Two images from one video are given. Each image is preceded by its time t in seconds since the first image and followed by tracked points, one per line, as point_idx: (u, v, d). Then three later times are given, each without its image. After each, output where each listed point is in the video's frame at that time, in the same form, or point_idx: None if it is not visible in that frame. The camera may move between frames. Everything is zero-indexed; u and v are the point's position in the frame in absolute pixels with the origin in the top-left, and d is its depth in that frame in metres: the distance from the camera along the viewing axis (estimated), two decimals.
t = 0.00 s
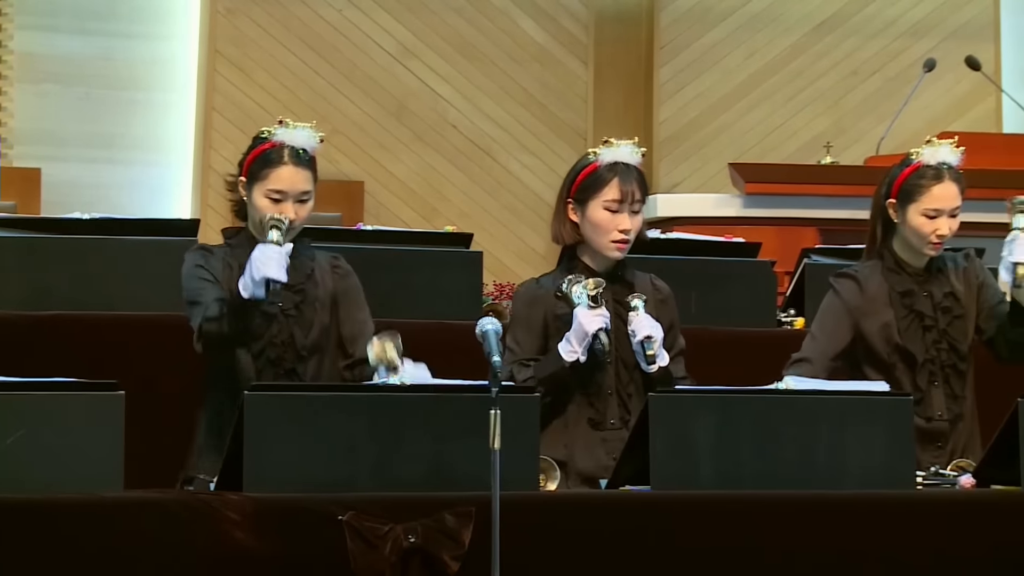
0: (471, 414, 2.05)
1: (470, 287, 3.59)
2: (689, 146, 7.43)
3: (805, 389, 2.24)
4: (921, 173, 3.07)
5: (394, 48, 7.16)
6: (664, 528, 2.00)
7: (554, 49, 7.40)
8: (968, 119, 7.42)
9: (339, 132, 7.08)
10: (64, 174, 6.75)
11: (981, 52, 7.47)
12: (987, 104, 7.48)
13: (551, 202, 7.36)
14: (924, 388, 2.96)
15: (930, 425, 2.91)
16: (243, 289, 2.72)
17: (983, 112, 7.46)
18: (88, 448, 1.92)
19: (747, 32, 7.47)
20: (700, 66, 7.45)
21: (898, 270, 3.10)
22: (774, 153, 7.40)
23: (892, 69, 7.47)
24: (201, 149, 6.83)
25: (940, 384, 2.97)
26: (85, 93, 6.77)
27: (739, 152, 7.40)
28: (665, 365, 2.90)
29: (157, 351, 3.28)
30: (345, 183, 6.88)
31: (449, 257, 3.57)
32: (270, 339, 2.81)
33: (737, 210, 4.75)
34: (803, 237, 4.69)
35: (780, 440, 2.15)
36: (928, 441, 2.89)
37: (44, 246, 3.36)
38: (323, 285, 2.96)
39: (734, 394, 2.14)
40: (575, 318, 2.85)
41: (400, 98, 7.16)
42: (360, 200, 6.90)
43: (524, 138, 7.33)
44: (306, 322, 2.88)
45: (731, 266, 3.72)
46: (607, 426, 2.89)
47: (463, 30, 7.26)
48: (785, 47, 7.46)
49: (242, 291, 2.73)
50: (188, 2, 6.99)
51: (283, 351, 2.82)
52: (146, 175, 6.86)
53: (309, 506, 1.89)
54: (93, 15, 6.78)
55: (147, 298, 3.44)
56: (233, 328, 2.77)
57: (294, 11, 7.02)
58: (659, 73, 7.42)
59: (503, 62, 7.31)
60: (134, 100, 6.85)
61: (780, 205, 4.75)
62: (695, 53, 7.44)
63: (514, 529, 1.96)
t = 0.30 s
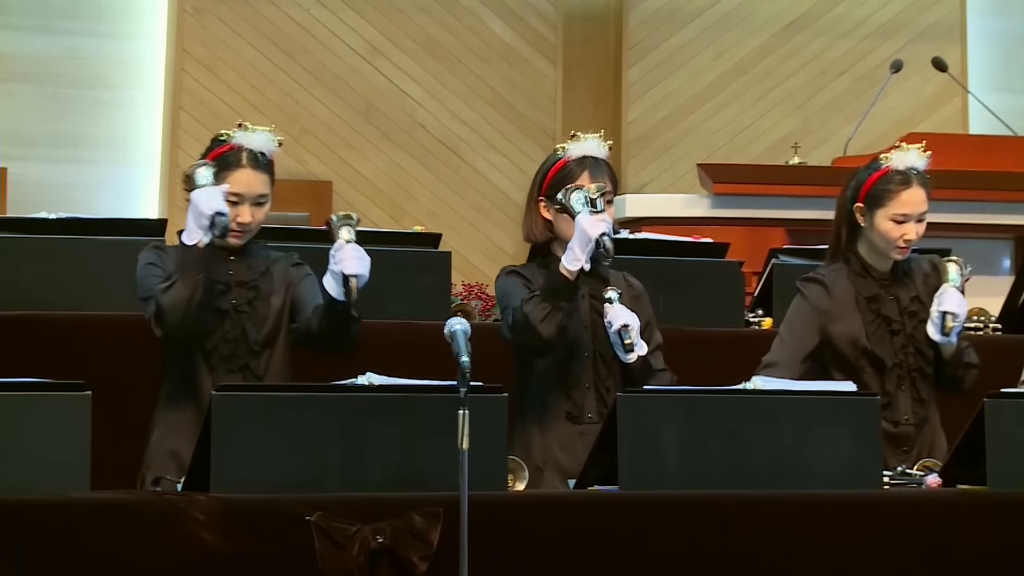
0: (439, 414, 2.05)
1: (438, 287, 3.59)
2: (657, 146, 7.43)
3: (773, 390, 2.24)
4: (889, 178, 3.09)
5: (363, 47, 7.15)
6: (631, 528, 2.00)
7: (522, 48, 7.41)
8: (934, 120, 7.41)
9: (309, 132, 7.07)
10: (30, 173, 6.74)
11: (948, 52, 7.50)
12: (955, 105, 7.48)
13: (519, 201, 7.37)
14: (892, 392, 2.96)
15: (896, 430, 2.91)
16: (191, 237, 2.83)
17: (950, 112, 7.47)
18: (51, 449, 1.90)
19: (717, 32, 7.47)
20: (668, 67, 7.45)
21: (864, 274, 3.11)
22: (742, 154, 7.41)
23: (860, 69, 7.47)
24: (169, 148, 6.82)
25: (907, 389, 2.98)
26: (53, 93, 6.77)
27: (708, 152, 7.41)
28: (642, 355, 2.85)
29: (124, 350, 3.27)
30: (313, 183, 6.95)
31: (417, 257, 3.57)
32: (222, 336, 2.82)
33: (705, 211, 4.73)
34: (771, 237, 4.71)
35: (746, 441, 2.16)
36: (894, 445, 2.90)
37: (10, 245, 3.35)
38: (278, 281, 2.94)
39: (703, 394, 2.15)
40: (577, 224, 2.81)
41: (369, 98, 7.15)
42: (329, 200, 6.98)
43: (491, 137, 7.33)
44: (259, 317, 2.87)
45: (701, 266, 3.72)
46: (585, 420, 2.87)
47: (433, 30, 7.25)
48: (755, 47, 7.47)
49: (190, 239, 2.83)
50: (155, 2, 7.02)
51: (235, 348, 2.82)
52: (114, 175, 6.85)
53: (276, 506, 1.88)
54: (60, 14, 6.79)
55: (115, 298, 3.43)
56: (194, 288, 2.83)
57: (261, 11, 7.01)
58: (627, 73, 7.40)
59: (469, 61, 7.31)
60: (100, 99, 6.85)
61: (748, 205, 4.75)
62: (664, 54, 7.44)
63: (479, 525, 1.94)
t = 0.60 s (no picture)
0: (407, 413, 2.05)
1: (405, 286, 3.59)
2: (626, 146, 7.41)
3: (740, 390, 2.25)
4: (859, 180, 3.10)
5: (332, 48, 7.13)
6: (598, 528, 2.01)
7: (491, 48, 7.39)
8: (902, 121, 7.44)
9: (276, 131, 7.02)
10: None
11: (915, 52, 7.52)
12: (921, 106, 7.52)
13: (490, 203, 7.32)
14: (855, 392, 2.96)
15: (859, 429, 2.92)
16: (141, 290, 2.67)
17: (917, 112, 7.50)
18: (15, 448, 1.89)
19: (685, 32, 7.49)
20: (637, 67, 7.47)
21: (829, 274, 3.12)
22: (711, 154, 7.40)
23: (828, 70, 7.51)
24: (137, 149, 6.81)
25: (869, 389, 2.98)
26: (22, 92, 6.74)
27: (678, 152, 7.40)
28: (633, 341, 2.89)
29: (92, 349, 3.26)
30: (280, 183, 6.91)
31: (386, 257, 3.57)
32: (178, 336, 2.81)
33: (672, 211, 4.73)
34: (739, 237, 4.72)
35: (714, 441, 2.16)
36: (856, 445, 2.90)
37: None
38: (235, 280, 2.93)
39: (674, 394, 2.15)
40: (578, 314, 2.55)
41: (337, 97, 7.11)
42: (298, 200, 6.94)
43: (460, 138, 7.28)
44: (216, 317, 2.86)
45: (665, 267, 3.71)
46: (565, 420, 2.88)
47: (404, 31, 7.24)
48: (722, 48, 7.49)
49: (139, 292, 2.67)
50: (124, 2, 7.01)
51: (191, 348, 2.81)
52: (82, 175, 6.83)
53: (243, 507, 1.88)
54: (27, 14, 6.77)
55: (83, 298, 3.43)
56: (134, 341, 2.68)
57: (229, 10, 6.99)
58: (595, 74, 7.42)
59: (438, 60, 7.28)
60: (68, 99, 6.85)
61: (715, 205, 4.76)
62: (632, 54, 7.47)
63: (448, 523, 1.94)
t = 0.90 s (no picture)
0: (379, 413, 2.05)
1: (376, 286, 3.59)
2: (598, 147, 7.40)
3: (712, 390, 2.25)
4: (824, 180, 3.10)
5: (304, 48, 7.11)
6: (568, 529, 2.01)
7: (463, 48, 7.37)
8: (873, 122, 7.48)
9: (249, 131, 7.00)
10: None
11: (887, 53, 7.54)
12: (893, 107, 7.55)
13: (462, 203, 7.31)
14: (820, 392, 2.98)
15: (824, 429, 2.94)
16: (104, 310, 2.66)
17: (889, 113, 7.53)
18: None
19: (656, 34, 7.52)
20: (609, 67, 7.46)
21: (794, 274, 3.13)
22: (683, 154, 7.41)
23: (800, 71, 7.52)
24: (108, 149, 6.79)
25: (833, 389, 3.01)
26: None
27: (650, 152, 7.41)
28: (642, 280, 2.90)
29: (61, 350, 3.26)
30: (253, 183, 6.90)
31: (359, 257, 3.57)
32: (145, 337, 2.80)
33: (645, 211, 4.74)
34: (711, 238, 4.73)
35: (686, 441, 2.16)
36: (822, 445, 2.92)
37: None
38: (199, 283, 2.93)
39: (645, 395, 2.15)
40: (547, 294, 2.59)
41: (310, 98, 7.09)
42: (270, 201, 6.94)
43: (434, 138, 7.28)
44: (182, 318, 2.85)
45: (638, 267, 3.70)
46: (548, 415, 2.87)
47: (376, 32, 7.23)
48: (694, 48, 7.51)
49: (102, 312, 2.66)
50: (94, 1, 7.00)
51: (158, 348, 2.80)
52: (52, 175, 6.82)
53: (215, 508, 1.87)
54: None
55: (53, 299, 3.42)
56: (96, 357, 2.68)
57: (200, 9, 6.96)
58: (568, 74, 7.39)
59: (410, 61, 7.27)
60: (37, 98, 6.84)
61: (687, 206, 4.76)
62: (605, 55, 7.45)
63: (422, 521, 1.95)
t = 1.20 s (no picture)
0: (356, 414, 2.05)
1: (352, 287, 3.59)
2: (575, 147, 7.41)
3: (689, 390, 2.25)
4: (799, 176, 3.11)
5: (280, 47, 7.09)
6: (545, 529, 2.01)
7: (439, 48, 7.34)
8: (849, 123, 7.49)
9: (224, 131, 6.99)
10: None
11: (862, 54, 7.56)
12: (868, 108, 7.56)
13: (439, 203, 7.31)
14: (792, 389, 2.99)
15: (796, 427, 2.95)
16: (75, 315, 2.64)
17: (864, 113, 7.54)
18: None
19: (632, 35, 7.51)
20: (585, 67, 7.47)
21: (768, 270, 3.12)
22: (658, 154, 7.43)
23: (775, 72, 7.53)
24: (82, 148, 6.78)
25: (804, 387, 3.02)
26: None
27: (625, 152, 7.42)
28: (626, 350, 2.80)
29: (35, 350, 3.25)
30: (229, 183, 6.90)
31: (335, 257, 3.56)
32: (119, 337, 2.80)
33: (621, 212, 4.74)
34: (688, 237, 4.73)
35: (662, 441, 2.16)
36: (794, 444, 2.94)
37: None
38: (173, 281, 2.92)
39: (619, 394, 2.15)
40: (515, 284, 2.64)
41: (286, 98, 7.08)
42: (246, 201, 6.94)
43: (410, 138, 7.27)
44: (156, 318, 2.85)
45: (616, 268, 3.70)
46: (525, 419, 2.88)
47: (350, 30, 7.21)
48: (669, 49, 7.51)
49: (73, 317, 2.64)
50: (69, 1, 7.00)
51: (132, 348, 2.80)
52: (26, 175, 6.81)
53: (190, 509, 1.87)
54: None
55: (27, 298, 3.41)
56: (67, 360, 2.70)
57: (175, 8, 6.93)
58: (544, 74, 7.41)
59: (385, 60, 7.25)
60: (11, 97, 6.83)
61: (663, 206, 4.77)
62: (581, 55, 7.46)
63: (400, 521, 1.95)
